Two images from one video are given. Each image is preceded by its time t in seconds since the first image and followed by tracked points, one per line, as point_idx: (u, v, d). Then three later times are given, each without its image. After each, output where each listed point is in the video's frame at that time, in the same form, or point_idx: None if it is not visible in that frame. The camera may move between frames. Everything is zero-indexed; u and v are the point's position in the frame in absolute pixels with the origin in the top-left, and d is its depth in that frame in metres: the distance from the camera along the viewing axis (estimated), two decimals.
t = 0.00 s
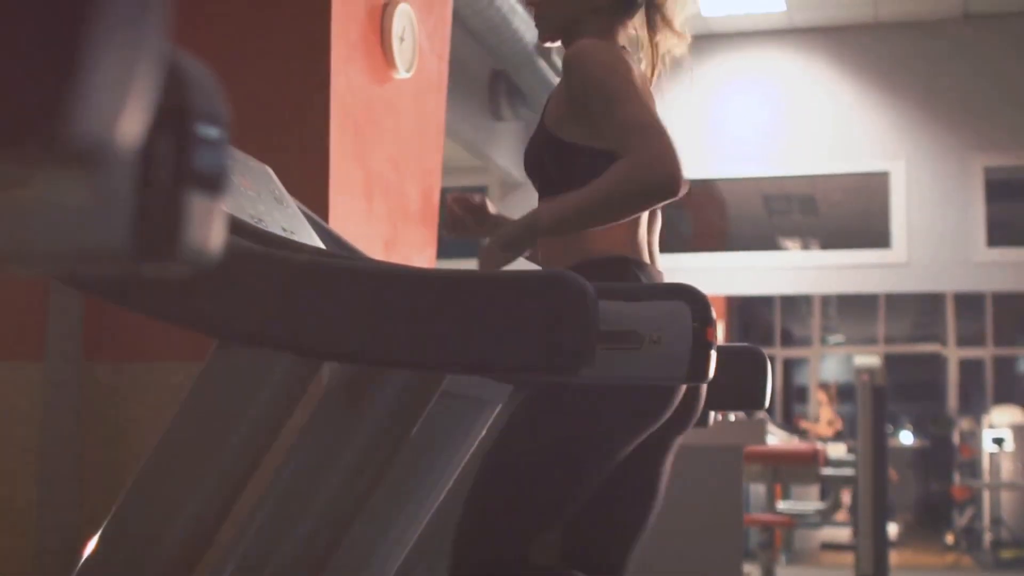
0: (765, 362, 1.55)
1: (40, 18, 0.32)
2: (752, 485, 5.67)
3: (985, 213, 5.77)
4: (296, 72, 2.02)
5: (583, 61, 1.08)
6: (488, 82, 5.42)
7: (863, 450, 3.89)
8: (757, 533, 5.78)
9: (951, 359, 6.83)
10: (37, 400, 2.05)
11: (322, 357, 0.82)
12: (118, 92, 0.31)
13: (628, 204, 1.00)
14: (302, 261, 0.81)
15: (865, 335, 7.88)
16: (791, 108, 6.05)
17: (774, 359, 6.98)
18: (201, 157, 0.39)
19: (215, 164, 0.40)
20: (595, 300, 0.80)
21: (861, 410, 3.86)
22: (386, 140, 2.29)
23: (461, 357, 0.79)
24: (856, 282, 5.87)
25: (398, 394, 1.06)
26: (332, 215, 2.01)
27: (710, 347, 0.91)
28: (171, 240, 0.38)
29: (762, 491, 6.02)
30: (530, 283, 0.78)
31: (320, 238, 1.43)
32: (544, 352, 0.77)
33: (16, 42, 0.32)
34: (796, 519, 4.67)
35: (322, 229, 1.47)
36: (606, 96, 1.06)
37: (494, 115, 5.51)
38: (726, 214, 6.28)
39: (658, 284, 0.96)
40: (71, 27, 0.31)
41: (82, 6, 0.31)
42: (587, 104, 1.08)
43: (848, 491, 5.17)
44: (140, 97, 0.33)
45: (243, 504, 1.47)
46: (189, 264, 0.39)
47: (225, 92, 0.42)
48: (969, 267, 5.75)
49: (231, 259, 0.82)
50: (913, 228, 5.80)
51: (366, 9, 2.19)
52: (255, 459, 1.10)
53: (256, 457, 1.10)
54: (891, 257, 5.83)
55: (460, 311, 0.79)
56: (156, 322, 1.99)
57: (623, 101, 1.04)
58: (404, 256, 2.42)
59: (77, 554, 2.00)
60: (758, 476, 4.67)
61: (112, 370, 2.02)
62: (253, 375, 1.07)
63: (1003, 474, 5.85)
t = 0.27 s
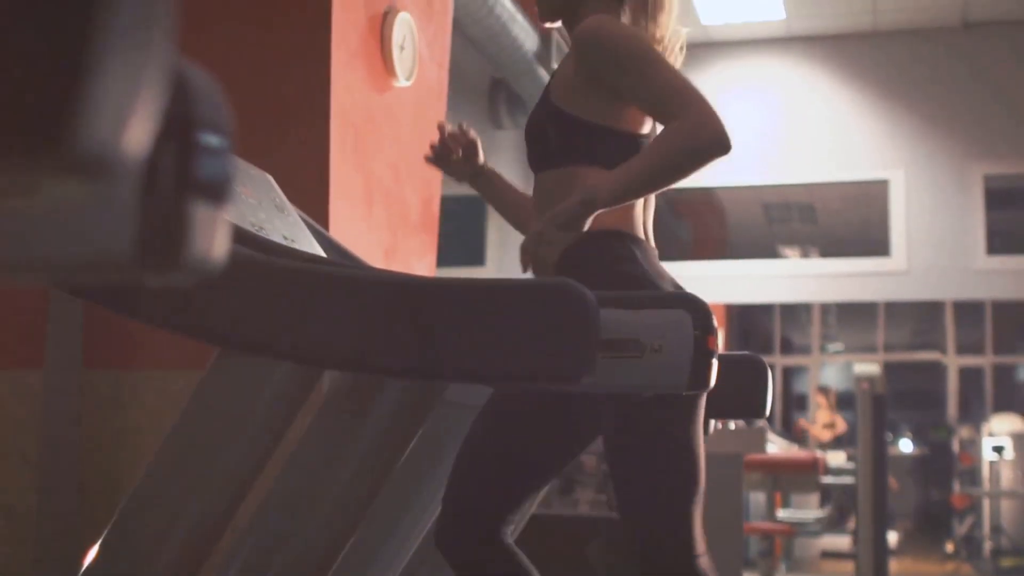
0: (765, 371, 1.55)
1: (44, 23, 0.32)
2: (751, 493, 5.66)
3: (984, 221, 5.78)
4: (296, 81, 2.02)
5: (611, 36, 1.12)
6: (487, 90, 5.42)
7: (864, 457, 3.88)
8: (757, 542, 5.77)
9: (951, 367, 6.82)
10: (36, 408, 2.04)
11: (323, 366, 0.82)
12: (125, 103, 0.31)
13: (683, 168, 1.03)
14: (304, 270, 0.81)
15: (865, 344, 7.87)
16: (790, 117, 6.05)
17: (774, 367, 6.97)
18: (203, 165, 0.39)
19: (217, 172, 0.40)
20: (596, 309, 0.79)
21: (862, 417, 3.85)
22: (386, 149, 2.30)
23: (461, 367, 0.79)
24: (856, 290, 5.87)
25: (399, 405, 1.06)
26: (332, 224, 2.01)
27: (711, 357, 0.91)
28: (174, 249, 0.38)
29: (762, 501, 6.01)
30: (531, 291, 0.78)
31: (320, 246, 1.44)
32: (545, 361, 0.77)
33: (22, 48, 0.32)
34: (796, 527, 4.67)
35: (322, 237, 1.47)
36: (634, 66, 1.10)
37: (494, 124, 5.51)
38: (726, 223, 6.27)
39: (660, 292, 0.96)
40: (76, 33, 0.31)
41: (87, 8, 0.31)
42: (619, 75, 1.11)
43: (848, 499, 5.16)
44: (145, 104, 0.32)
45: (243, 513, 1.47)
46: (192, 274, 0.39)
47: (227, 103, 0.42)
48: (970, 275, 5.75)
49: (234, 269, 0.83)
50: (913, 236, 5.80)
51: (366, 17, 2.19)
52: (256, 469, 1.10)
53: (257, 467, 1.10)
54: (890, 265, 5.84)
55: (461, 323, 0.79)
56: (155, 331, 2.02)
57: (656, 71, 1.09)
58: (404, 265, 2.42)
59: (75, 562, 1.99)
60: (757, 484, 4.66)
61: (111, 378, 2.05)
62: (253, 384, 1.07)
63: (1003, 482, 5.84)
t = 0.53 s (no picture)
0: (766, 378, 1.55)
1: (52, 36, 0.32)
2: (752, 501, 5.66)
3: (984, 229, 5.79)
4: (297, 90, 2.03)
5: (616, 28, 1.10)
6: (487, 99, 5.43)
7: (864, 465, 3.88)
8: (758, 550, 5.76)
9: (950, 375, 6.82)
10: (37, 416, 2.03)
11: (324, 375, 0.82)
12: (131, 115, 0.32)
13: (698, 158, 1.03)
14: (304, 280, 0.82)
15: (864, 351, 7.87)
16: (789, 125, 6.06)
17: (773, 375, 6.97)
18: (207, 172, 0.39)
19: (222, 180, 0.40)
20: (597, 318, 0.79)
21: (862, 425, 3.85)
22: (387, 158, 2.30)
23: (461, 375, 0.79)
24: (856, 298, 5.88)
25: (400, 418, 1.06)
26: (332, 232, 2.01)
27: (713, 365, 0.90)
28: (179, 253, 0.38)
29: (762, 509, 6.00)
30: (531, 300, 0.78)
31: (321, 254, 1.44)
32: (546, 369, 0.77)
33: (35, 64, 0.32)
34: (796, 535, 4.67)
35: (323, 245, 1.48)
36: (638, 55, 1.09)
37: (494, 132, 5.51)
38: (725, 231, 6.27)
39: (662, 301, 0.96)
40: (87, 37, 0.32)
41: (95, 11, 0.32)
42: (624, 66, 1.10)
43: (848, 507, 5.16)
44: (149, 116, 0.33)
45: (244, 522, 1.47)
46: (197, 283, 0.39)
47: (233, 113, 0.42)
48: (970, 283, 5.76)
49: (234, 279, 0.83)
50: (913, 245, 5.81)
51: (366, 25, 2.19)
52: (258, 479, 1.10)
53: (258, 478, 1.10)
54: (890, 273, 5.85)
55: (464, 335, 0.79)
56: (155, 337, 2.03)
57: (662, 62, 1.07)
58: (404, 273, 2.42)
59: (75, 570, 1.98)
60: (757, 492, 4.66)
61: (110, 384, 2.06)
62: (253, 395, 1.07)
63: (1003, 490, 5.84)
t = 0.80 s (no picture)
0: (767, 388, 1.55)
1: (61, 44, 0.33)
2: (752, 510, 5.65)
3: (984, 238, 5.80)
4: (298, 99, 2.03)
5: (616, 44, 1.20)
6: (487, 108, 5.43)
7: (864, 474, 3.88)
8: (758, 559, 5.75)
9: (950, 384, 6.80)
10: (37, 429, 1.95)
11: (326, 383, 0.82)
12: (139, 124, 0.33)
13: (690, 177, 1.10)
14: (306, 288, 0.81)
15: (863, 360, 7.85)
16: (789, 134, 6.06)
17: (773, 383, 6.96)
18: (213, 181, 0.39)
19: (227, 188, 0.40)
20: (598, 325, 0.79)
21: (862, 434, 3.85)
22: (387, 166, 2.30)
23: (463, 383, 0.79)
24: (857, 306, 5.83)
25: (404, 419, 1.07)
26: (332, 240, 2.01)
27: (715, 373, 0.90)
28: (185, 262, 0.38)
29: (762, 518, 5.99)
30: (533, 308, 0.78)
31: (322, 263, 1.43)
32: (547, 377, 0.77)
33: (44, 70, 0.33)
34: (797, 544, 4.66)
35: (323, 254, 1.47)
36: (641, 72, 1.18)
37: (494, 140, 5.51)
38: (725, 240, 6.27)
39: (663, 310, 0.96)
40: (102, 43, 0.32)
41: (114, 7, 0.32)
42: (623, 82, 1.19)
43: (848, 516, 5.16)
44: (157, 129, 0.34)
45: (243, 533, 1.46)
46: (200, 291, 0.39)
47: (236, 124, 0.42)
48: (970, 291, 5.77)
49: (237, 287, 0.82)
50: (914, 253, 5.82)
51: (366, 33, 2.19)
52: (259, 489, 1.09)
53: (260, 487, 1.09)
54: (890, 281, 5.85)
55: (472, 338, 0.79)
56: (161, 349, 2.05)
57: (661, 83, 1.16)
58: (405, 283, 2.42)
59: None
60: (758, 501, 4.66)
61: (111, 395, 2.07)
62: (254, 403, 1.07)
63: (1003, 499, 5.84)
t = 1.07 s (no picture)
0: (767, 397, 1.55)
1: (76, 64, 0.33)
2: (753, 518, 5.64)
3: (983, 246, 5.82)
4: (298, 108, 2.04)
5: (616, 95, 1.21)
6: (487, 116, 5.43)
7: (864, 483, 3.88)
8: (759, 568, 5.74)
9: (950, 392, 6.79)
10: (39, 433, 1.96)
11: (326, 389, 0.82)
12: (149, 141, 0.34)
13: (634, 237, 1.12)
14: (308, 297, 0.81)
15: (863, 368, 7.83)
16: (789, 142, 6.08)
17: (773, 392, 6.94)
18: (216, 189, 0.40)
19: (233, 194, 0.40)
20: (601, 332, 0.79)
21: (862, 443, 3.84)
22: (387, 174, 2.30)
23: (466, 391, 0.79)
24: (858, 313, 5.88)
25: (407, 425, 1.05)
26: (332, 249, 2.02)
27: (717, 380, 0.90)
28: (189, 270, 0.38)
29: (762, 527, 5.99)
30: (536, 316, 0.78)
31: (322, 272, 1.43)
32: (552, 387, 0.77)
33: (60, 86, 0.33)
34: (797, 552, 4.65)
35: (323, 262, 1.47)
36: (614, 122, 1.19)
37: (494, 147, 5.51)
38: (724, 247, 6.28)
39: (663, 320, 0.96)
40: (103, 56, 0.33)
41: (115, 13, 0.33)
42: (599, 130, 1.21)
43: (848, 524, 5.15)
44: (166, 137, 0.35)
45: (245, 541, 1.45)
46: (206, 300, 0.39)
47: (242, 131, 0.42)
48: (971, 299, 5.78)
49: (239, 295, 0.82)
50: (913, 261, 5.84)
51: (367, 42, 2.20)
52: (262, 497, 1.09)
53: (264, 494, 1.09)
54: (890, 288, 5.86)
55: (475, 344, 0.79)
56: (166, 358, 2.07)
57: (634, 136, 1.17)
58: (404, 291, 2.42)
59: None
60: (759, 509, 4.64)
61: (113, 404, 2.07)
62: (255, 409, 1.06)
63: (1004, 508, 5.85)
